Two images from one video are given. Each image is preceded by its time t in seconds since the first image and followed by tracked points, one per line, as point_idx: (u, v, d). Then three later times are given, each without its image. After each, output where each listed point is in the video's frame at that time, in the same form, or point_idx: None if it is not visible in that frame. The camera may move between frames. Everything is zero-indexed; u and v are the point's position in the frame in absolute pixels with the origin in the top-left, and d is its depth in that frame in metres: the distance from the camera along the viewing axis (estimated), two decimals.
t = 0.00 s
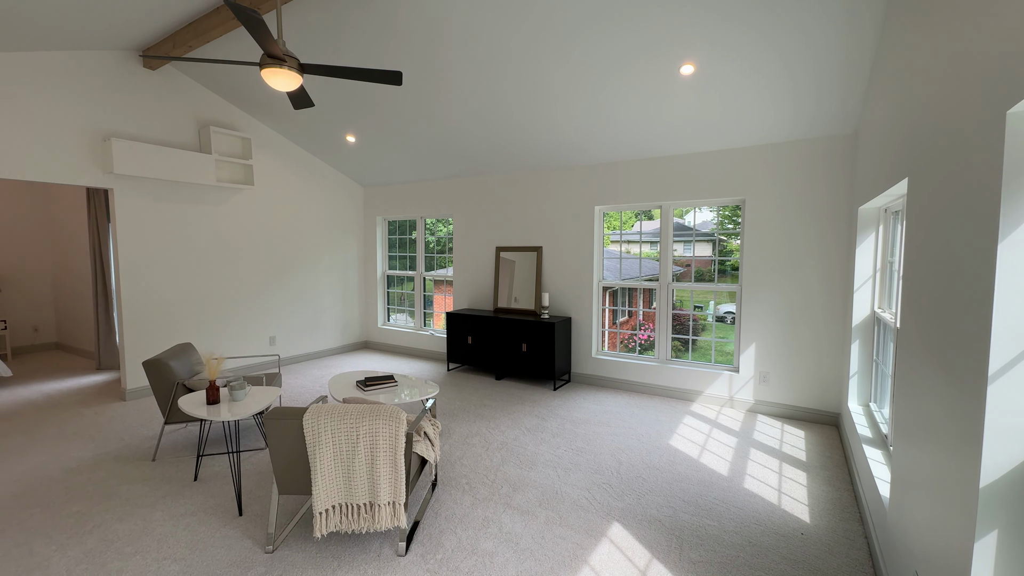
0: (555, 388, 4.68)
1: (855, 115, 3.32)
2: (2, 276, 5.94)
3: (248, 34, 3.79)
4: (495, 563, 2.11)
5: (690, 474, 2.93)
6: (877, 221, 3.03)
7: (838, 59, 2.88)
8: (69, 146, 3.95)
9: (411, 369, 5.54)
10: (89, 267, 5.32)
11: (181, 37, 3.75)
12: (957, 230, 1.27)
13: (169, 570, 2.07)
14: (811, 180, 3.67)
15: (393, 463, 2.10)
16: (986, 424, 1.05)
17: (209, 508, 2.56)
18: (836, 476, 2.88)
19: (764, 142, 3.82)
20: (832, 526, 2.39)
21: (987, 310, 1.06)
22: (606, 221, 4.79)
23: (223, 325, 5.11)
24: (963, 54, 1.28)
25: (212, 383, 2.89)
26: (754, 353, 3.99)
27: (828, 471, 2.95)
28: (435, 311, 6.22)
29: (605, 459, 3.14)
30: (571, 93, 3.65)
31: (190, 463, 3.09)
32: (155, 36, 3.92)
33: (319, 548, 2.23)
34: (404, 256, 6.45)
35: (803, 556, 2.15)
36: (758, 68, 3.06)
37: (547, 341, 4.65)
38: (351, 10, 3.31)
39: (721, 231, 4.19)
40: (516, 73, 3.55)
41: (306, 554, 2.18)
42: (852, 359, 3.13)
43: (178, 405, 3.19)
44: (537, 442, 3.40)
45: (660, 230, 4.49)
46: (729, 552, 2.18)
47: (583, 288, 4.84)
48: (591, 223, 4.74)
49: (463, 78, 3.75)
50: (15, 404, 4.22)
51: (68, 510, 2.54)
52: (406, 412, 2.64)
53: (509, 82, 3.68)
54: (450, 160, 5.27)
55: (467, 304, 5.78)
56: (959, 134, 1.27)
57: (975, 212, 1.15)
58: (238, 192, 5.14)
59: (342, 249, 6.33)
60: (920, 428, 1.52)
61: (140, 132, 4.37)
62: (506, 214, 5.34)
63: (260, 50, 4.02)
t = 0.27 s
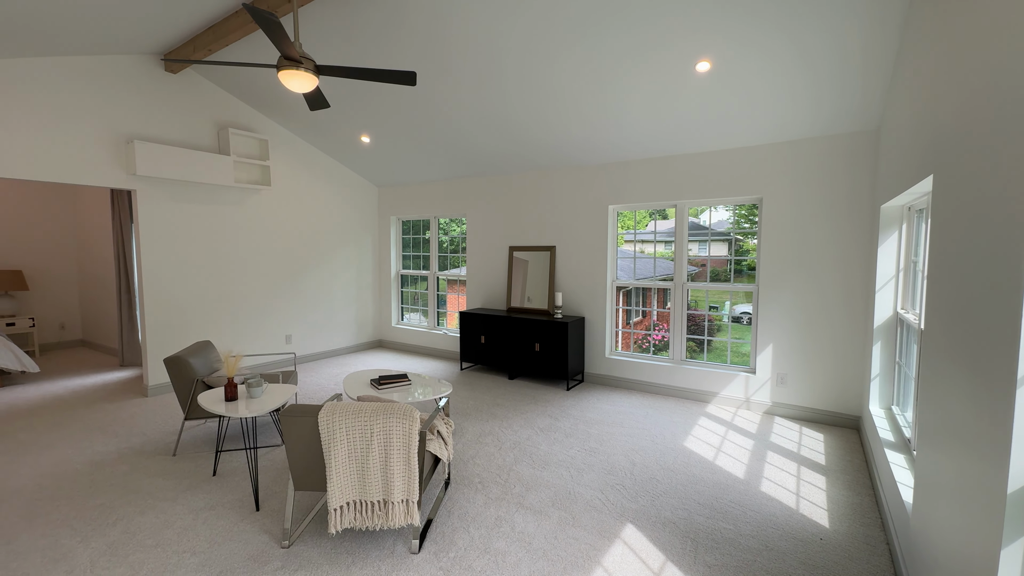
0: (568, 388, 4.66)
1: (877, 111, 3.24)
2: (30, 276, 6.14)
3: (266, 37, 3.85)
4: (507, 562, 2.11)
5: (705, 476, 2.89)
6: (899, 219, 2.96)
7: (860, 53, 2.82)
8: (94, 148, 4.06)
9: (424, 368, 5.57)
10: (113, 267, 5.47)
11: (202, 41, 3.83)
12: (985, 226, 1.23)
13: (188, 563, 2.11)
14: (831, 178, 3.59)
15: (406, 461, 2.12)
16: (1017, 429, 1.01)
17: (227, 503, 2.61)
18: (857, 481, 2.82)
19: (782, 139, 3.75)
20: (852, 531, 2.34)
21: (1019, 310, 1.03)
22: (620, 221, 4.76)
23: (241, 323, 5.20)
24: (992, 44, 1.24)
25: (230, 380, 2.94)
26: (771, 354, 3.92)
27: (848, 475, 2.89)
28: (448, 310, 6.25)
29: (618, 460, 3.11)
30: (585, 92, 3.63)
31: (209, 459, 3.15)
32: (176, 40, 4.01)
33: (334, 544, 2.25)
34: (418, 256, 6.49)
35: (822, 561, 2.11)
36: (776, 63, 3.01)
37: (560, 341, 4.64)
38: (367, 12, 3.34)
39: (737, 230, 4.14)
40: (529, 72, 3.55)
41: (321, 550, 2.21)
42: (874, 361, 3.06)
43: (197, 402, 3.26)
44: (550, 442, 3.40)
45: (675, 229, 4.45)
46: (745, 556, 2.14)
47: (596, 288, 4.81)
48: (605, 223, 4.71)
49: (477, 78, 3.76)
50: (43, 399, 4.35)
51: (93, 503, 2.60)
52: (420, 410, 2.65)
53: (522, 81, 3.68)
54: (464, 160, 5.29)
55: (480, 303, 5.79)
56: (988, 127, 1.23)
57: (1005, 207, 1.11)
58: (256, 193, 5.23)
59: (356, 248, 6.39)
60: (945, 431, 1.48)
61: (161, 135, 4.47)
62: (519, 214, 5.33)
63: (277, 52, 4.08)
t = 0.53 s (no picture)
0: (581, 388, 4.64)
1: (898, 107, 3.17)
2: (57, 275, 6.33)
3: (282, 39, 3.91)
4: (519, 562, 2.11)
5: (720, 479, 2.85)
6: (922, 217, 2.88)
7: (880, 48, 2.75)
8: (117, 151, 4.17)
9: (437, 367, 5.60)
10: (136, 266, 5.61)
11: (221, 44, 3.90)
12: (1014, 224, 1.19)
13: (206, 557, 2.15)
14: (851, 176, 3.52)
15: (419, 460, 2.13)
16: None
17: (244, 498, 2.65)
18: (877, 486, 2.76)
19: (800, 137, 3.69)
20: (873, 537, 2.28)
21: None
22: (634, 220, 4.73)
23: (258, 322, 5.29)
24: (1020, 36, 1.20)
25: (247, 378, 2.99)
26: (788, 356, 3.86)
27: (868, 480, 2.82)
28: (461, 310, 6.27)
29: (631, 461, 3.09)
30: (598, 91, 3.62)
31: (227, 455, 3.21)
32: (195, 44, 4.09)
33: (347, 541, 2.27)
34: (431, 255, 6.52)
35: (841, 567, 2.06)
36: (794, 60, 2.96)
37: (572, 341, 4.62)
38: (381, 13, 3.37)
39: (753, 229, 4.07)
40: (542, 71, 3.54)
41: (335, 546, 2.23)
42: (895, 364, 2.99)
43: (216, 399, 3.32)
44: (562, 443, 3.39)
45: (689, 229, 4.40)
46: (762, 560, 2.11)
47: (609, 288, 4.79)
48: (619, 222, 4.68)
49: (489, 78, 3.76)
50: (68, 395, 4.47)
51: (115, 496, 2.67)
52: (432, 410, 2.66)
53: (535, 81, 3.68)
54: (477, 160, 5.30)
55: (493, 303, 5.80)
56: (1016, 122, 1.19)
57: None
58: (272, 194, 5.31)
59: (370, 248, 6.45)
60: (970, 436, 1.44)
61: (181, 137, 4.57)
62: (532, 214, 5.33)
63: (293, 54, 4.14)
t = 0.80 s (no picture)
0: (593, 388, 4.62)
1: (921, 103, 3.09)
2: (81, 274, 6.50)
3: (298, 42, 3.96)
4: (531, 562, 2.11)
5: (734, 481, 2.82)
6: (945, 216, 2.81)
7: (902, 43, 2.69)
8: (138, 153, 4.27)
9: (449, 366, 5.62)
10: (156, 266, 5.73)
11: (239, 47, 3.97)
12: None
13: (224, 551, 2.19)
14: (870, 174, 3.44)
15: (431, 458, 2.14)
16: None
17: (260, 494, 2.69)
18: (898, 491, 2.69)
19: (818, 134, 3.62)
20: (892, 543, 2.24)
21: None
22: (647, 219, 4.69)
23: (274, 320, 5.37)
24: None
25: (263, 375, 3.04)
26: (805, 357, 3.79)
27: (888, 485, 2.76)
28: (473, 309, 6.29)
29: (644, 462, 3.07)
30: (611, 89, 3.60)
31: (243, 451, 3.26)
32: (214, 47, 4.17)
33: (361, 538, 2.29)
34: (443, 255, 6.55)
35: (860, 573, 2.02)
36: (811, 56, 2.90)
37: (585, 341, 4.60)
38: (394, 15, 3.40)
39: (769, 229, 4.01)
40: (554, 70, 3.53)
41: (349, 543, 2.26)
42: (917, 366, 2.92)
43: (233, 396, 3.38)
44: (574, 443, 3.37)
45: (703, 228, 4.35)
46: (777, 565, 2.08)
47: (622, 288, 4.76)
48: (632, 222, 4.64)
49: (502, 78, 3.77)
50: (91, 391, 4.59)
51: (136, 490, 2.74)
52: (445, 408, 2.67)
53: (548, 80, 3.67)
54: (489, 159, 5.31)
55: (505, 303, 5.80)
56: None
57: None
58: (288, 194, 5.38)
59: (383, 248, 6.50)
60: (995, 441, 1.40)
61: (200, 139, 4.65)
62: (544, 213, 5.32)
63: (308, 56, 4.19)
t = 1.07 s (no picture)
0: (606, 388, 4.61)
1: (945, 99, 3.01)
2: (105, 274, 6.68)
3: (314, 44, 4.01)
4: (544, 561, 2.11)
5: (750, 484, 2.78)
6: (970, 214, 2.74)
7: (925, 38, 2.62)
8: (159, 155, 4.37)
9: (462, 365, 5.65)
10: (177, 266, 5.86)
11: (256, 50, 4.04)
12: None
13: (242, 545, 2.24)
14: (891, 172, 3.36)
15: (444, 457, 2.15)
16: None
17: (277, 489, 2.74)
18: (919, 496, 2.63)
19: (837, 132, 3.55)
20: (913, 549, 2.19)
21: None
22: (661, 219, 4.65)
23: (290, 319, 5.45)
24: None
25: (279, 373, 3.09)
26: (823, 358, 3.73)
27: (909, 489, 2.70)
28: (486, 309, 6.31)
29: (658, 463, 3.04)
30: (625, 88, 3.57)
31: (261, 448, 3.32)
32: (232, 51, 4.25)
33: (375, 534, 2.32)
34: (456, 255, 6.58)
35: None
36: (829, 53, 2.85)
37: (597, 341, 4.58)
38: (408, 16, 3.42)
39: (786, 228, 3.95)
40: (567, 70, 3.52)
41: (363, 539, 2.28)
42: (940, 368, 2.85)
43: (250, 393, 3.44)
44: (587, 443, 3.36)
45: (718, 228, 4.30)
46: (794, 569, 2.05)
47: (636, 288, 4.73)
48: (645, 221, 4.61)
49: (515, 78, 3.77)
50: (114, 387, 4.72)
51: (158, 484, 2.80)
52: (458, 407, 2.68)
53: (561, 80, 3.66)
54: (502, 159, 5.32)
55: (518, 302, 5.81)
56: None
57: None
58: (304, 194, 5.46)
59: (397, 248, 6.55)
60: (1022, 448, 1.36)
61: (218, 141, 4.74)
62: (557, 213, 5.31)
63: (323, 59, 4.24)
